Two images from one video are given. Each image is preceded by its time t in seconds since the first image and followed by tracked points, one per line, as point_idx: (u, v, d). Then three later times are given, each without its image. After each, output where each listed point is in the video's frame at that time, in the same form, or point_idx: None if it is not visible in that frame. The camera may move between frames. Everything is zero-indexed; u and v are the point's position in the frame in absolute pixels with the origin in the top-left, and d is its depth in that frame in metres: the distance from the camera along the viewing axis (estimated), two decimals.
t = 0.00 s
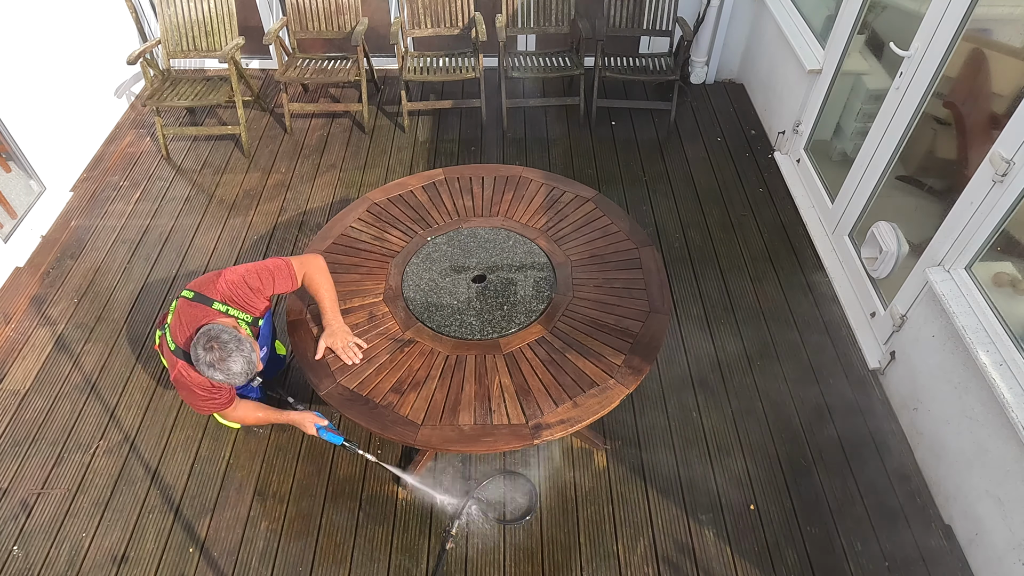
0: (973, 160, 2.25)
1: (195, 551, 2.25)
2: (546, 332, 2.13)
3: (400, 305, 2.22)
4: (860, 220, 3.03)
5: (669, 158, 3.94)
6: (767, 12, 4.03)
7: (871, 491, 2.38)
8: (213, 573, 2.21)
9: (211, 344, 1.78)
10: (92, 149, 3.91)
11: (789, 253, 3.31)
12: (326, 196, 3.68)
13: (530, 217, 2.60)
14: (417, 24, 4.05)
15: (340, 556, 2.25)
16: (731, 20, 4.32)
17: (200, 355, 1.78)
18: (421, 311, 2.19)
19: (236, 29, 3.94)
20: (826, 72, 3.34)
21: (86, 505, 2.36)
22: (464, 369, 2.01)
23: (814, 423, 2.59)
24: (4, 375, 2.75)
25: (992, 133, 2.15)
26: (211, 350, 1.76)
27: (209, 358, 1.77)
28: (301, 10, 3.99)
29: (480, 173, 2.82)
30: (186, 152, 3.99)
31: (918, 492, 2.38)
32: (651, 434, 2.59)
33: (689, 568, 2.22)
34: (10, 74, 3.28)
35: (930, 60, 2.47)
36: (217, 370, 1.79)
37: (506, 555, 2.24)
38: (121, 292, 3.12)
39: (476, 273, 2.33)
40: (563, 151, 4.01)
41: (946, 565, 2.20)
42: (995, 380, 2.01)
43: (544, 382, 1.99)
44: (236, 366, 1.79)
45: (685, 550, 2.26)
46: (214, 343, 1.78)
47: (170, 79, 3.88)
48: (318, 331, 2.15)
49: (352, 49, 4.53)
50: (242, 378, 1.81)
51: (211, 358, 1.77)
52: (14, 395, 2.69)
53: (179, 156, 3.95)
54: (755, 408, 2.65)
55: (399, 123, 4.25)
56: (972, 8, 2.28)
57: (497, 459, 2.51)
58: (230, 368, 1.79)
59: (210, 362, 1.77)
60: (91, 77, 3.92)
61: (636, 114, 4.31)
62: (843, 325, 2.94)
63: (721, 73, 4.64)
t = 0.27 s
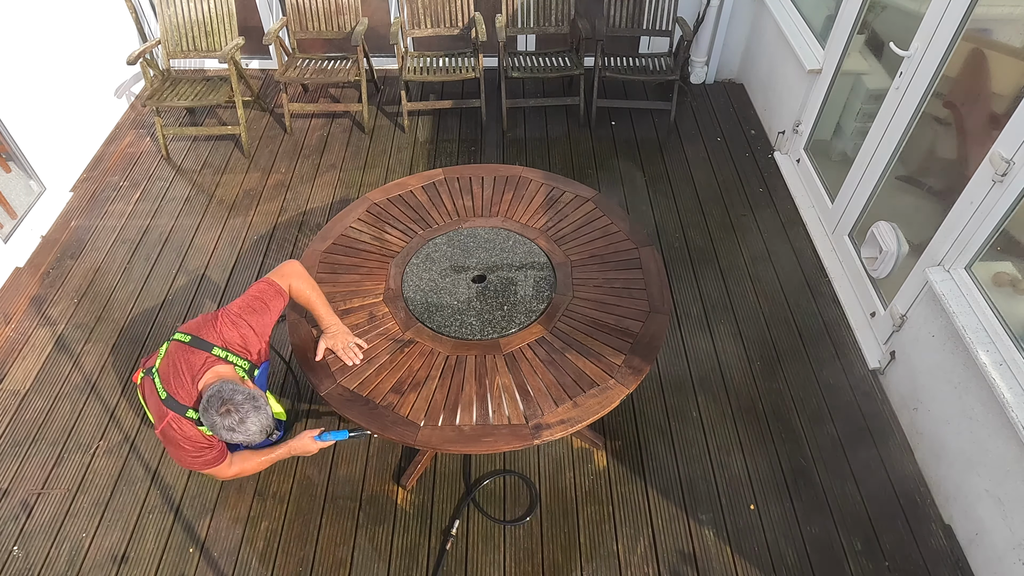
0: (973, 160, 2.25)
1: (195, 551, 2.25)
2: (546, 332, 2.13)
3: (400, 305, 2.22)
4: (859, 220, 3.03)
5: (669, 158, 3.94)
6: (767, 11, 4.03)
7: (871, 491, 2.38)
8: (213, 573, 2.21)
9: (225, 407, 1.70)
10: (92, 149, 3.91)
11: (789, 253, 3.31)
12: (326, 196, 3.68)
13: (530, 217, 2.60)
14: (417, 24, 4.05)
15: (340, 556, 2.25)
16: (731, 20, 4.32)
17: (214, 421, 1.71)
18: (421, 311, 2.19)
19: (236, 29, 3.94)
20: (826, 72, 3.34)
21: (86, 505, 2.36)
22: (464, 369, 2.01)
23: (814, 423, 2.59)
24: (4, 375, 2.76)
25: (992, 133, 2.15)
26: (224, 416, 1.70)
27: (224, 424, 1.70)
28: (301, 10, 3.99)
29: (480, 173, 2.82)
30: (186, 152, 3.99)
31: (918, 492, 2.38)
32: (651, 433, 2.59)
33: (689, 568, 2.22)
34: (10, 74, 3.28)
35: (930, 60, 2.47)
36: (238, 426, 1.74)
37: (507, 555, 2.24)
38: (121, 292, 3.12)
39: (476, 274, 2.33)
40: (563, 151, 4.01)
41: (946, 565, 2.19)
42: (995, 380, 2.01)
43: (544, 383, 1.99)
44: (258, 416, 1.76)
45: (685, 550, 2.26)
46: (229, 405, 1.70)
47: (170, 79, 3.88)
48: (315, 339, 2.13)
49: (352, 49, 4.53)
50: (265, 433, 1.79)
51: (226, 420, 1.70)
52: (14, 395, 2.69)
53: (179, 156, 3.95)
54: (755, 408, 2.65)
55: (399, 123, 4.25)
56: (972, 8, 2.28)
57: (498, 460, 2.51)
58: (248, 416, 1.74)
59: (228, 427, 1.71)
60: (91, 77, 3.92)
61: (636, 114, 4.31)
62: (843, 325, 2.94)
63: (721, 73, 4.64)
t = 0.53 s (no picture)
0: (973, 160, 2.25)
1: (195, 551, 2.25)
2: (547, 333, 2.13)
3: (400, 305, 2.21)
4: (859, 220, 3.03)
5: (669, 158, 3.94)
6: (767, 11, 4.03)
7: (871, 491, 2.38)
8: (214, 573, 2.21)
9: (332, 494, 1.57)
10: (92, 149, 3.91)
11: (789, 253, 3.31)
12: (326, 196, 3.68)
13: (530, 217, 2.60)
14: (417, 24, 4.05)
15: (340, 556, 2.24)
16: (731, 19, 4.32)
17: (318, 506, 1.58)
18: (421, 312, 2.19)
19: (236, 29, 3.94)
20: (826, 72, 3.34)
21: (86, 506, 2.36)
22: (464, 369, 2.01)
23: (814, 423, 2.59)
24: (4, 375, 2.76)
25: (992, 132, 2.15)
26: (335, 500, 1.57)
27: (336, 510, 1.58)
28: (301, 10, 3.99)
29: (480, 173, 2.82)
30: (186, 152, 3.99)
31: (918, 492, 2.38)
32: (651, 433, 2.59)
33: (689, 568, 2.22)
34: (10, 74, 3.28)
35: (930, 60, 2.47)
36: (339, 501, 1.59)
37: (507, 555, 2.24)
38: (121, 292, 3.12)
39: (477, 274, 2.33)
40: (563, 151, 4.01)
41: (946, 565, 2.20)
42: (995, 380, 2.01)
43: (545, 383, 1.99)
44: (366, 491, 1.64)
45: (685, 550, 2.26)
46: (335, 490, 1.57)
47: (170, 80, 3.88)
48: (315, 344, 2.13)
49: (352, 49, 4.53)
50: (371, 512, 1.67)
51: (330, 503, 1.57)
52: (14, 395, 2.69)
53: (179, 157, 3.95)
54: (755, 407, 2.65)
55: (399, 123, 4.25)
56: (972, 8, 2.28)
57: (498, 460, 2.51)
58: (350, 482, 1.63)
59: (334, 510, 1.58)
60: (91, 77, 3.92)
61: (636, 114, 4.31)
62: (843, 325, 2.94)
63: (721, 73, 4.64)
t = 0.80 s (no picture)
0: (973, 160, 2.25)
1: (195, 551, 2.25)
2: (547, 333, 2.13)
3: (401, 305, 2.21)
4: (860, 220, 3.03)
5: (669, 157, 3.94)
6: (767, 11, 4.03)
7: (871, 491, 2.38)
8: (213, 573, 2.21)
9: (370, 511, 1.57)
10: (92, 149, 3.91)
11: (789, 253, 3.31)
12: (326, 196, 3.68)
13: (530, 217, 2.60)
14: (417, 24, 4.05)
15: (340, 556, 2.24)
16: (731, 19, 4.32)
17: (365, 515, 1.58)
18: (421, 312, 2.19)
19: (236, 29, 3.94)
20: (826, 72, 3.34)
21: (86, 506, 2.36)
22: (464, 370, 2.01)
23: (814, 423, 2.59)
24: (4, 375, 2.76)
25: (992, 132, 2.15)
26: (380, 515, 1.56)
27: (385, 524, 1.57)
28: (301, 10, 3.99)
29: (480, 173, 2.81)
30: (186, 152, 3.99)
31: (918, 492, 2.38)
32: (651, 433, 2.59)
33: (689, 568, 2.21)
34: (10, 74, 3.28)
35: (930, 60, 2.47)
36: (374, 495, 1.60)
37: (507, 555, 2.24)
38: (121, 292, 3.12)
39: (477, 274, 2.33)
40: (563, 151, 4.01)
41: (946, 565, 2.19)
42: (995, 380, 2.01)
43: (545, 383, 1.99)
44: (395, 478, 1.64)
45: (685, 550, 2.26)
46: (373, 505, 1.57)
47: (170, 80, 3.88)
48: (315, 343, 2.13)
49: (352, 49, 4.53)
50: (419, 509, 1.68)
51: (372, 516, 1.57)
52: (14, 395, 2.69)
53: (179, 157, 3.95)
54: (755, 407, 2.65)
55: (399, 123, 4.25)
56: (972, 8, 2.28)
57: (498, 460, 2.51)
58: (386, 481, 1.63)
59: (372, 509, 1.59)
60: (91, 77, 3.92)
61: (636, 114, 4.31)
62: (843, 325, 2.94)
63: (721, 73, 4.64)
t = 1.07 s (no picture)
0: (973, 160, 2.25)
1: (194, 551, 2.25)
2: (547, 333, 2.13)
3: (401, 305, 2.21)
4: (860, 220, 3.03)
5: (669, 157, 3.94)
6: (767, 11, 4.03)
7: (871, 491, 2.38)
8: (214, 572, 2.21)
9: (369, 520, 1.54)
10: (92, 149, 3.91)
11: (789, 253, 3.31)
12: (326, 196, 3.68)
13: (530, 217, 2.60)
14: (417, 24, 4.05)
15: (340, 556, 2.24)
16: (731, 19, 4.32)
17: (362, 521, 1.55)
18: (422, 312, 2.19)
19: (236, 29, 3.94)
20: (826, 71, 3.34)
21: (86, 506, 2.36)
22: (464, 369, 2.01)
23: (814, 423, 2.59)
24: (4, 375, 2.76)
25: (992, 132, 2.15)
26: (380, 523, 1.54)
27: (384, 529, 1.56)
28: (301, 10, 3.99)
29: (480, 173, 2.81)
30: (186, 152, 3.99)
31: (918, 492, 2.38)
32: (651, 433, 2.59)
33: (689, 568, 2.21)
34: (10, 74, 3.28)
35: (930, 60, 2.47)
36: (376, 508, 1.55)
37: (506, 555, 2.24)
38: (121, 292, 3.12)
39: (477, 273, 2.33)
40: (563, 151, 4.01)
41: (946, 565, 2.19)
42: (995, 380, 2.01)
43: (545, 383, 1.99)
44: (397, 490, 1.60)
45: (685, 550, 2.26)
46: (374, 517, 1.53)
47: (170, 80, 3.88)
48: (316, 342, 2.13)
49: (352, 49, 4.53)
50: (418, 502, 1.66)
51: (371, 527, 1.54)
52: (14, 395, 2.69)
53: (179, 157, 3.95)
54: (754, 407, 2.65)
55: (399, 123, 4.25)
56: (972, 8, 2.28)
57: (498, 460, 2.51)
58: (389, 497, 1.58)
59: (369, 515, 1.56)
60: (91, 77, 3.92)
61: (636, 114, 4.31)
62: (844, 325, 2.94)
63: (721, 73, 4.64)
